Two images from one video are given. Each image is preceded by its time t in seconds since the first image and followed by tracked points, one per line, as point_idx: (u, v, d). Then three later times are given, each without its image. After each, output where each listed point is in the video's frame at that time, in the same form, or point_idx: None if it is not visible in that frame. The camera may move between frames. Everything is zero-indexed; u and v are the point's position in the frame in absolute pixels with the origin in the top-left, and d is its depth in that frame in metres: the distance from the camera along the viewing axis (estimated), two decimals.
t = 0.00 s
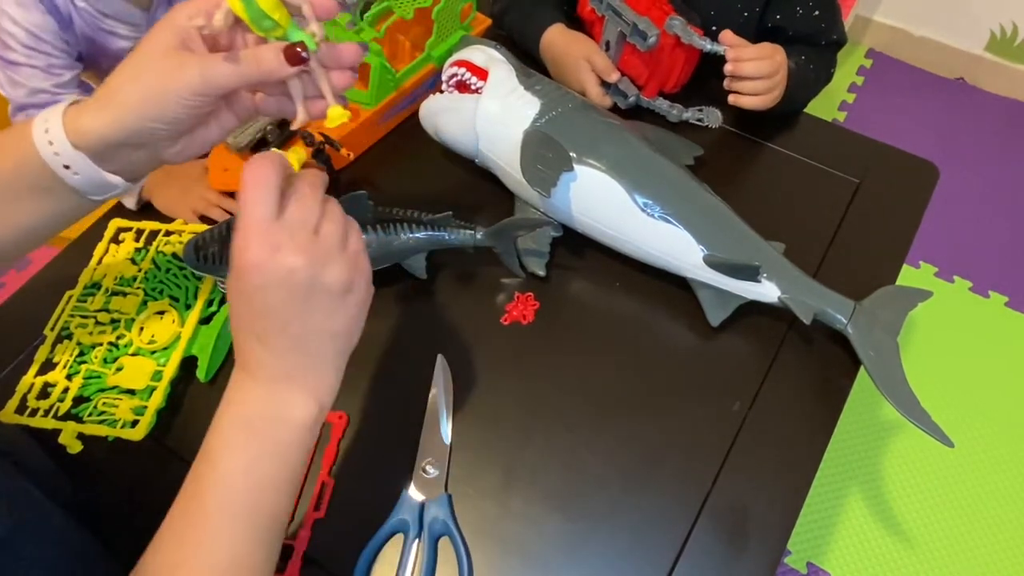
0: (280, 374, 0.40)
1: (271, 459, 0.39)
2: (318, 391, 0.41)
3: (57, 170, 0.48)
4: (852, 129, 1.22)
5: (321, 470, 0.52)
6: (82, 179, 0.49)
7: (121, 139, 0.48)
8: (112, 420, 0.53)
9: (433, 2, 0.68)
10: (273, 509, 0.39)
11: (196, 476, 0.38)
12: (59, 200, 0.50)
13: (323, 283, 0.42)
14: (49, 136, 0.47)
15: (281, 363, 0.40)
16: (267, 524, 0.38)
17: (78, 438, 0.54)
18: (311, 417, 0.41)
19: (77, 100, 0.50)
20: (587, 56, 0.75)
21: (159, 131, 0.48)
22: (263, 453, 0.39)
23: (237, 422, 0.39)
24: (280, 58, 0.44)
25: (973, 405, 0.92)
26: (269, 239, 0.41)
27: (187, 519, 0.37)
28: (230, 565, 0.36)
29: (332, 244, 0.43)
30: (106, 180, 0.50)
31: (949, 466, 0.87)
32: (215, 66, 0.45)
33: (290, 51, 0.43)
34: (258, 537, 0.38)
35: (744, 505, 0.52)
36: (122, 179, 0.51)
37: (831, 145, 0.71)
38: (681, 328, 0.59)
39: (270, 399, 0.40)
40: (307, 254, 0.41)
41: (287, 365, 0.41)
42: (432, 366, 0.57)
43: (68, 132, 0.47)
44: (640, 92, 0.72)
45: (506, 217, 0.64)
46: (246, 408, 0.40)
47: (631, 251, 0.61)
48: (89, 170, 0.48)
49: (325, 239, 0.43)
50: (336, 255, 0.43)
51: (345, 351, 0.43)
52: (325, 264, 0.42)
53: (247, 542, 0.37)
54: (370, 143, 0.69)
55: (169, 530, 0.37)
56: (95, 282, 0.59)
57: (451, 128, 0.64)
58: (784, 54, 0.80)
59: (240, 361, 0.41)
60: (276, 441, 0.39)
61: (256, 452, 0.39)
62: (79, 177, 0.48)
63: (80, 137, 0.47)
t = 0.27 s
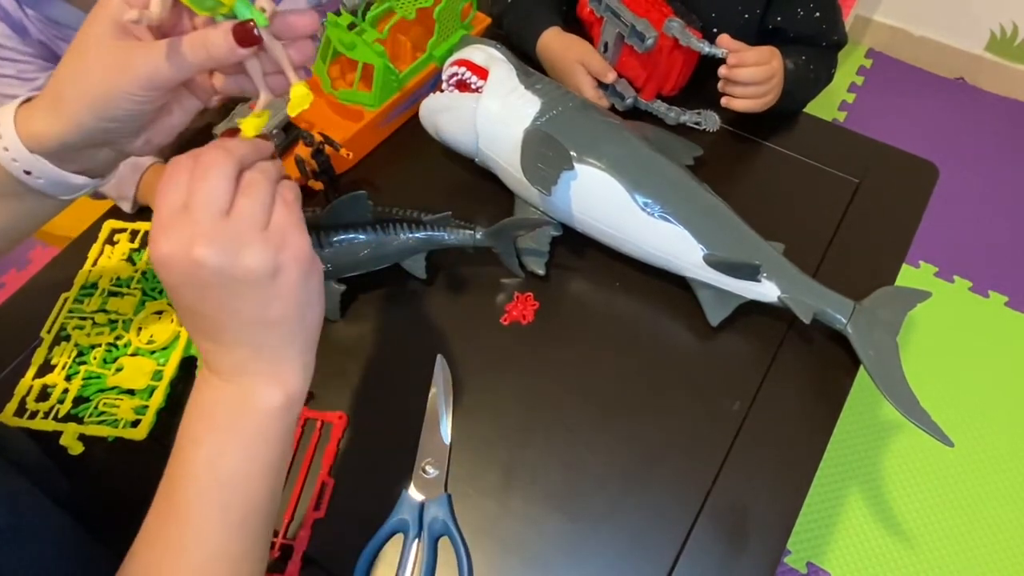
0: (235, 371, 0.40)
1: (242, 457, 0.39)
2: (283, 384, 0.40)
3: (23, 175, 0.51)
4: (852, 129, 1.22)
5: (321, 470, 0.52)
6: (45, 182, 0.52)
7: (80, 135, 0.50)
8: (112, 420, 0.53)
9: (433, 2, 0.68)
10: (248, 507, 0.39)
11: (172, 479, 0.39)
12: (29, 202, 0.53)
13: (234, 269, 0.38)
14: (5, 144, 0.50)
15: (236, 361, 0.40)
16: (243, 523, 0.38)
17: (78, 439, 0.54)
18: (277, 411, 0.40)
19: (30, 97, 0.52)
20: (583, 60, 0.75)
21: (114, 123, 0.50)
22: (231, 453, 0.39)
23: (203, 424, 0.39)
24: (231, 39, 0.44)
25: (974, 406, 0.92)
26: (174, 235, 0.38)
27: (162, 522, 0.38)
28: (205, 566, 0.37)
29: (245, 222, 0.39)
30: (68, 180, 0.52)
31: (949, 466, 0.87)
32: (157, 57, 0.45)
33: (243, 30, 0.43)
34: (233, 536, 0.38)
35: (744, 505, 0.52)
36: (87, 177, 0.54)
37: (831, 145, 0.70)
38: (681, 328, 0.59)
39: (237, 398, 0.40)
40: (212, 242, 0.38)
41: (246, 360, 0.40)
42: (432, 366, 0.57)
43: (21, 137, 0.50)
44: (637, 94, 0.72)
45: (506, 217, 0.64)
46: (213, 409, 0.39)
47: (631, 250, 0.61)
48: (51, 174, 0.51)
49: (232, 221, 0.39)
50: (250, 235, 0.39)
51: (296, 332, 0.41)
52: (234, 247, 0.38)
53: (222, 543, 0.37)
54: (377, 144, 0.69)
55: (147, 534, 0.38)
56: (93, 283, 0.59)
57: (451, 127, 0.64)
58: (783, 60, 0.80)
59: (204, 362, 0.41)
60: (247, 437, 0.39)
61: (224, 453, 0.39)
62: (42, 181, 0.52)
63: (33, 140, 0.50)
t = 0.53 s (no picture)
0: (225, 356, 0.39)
1: (237, 447, 0.38)
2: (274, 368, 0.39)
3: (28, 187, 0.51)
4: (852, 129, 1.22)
5: (321, 470, 0.52)
6: (51, 193, 0.52)
7: (87, 147, 0.50)
8: (112, 420, 0.54)
9: (434, 2, 0.68)
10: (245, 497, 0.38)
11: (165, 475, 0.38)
12: (27, 209, 0.53)
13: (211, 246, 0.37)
14: (8, 157, 0.50)
15: (224, 345, 0.39)
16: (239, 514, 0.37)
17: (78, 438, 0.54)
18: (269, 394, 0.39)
19: (28, 106, 0.52)
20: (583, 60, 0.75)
21: (115, 133, 0.50)
22: (224, 443, 0.38)
23: (194, 416, 0.38)
24: (228, 49, 0.44)
25: (973, 406, 0.92)
26: (150, 218, 0.37)
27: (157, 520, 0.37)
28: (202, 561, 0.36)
29: (222, 198, 0.38)
30: (74, 188, 0.53)
31: (949, 467, 0.88)
32: (155, 66, 0.46)
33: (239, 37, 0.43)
34: (230, 528, 0.37)
35: (743, 506, 0.52)
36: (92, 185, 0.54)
37: (831, 145, 0.71)
38: (680, 329, 0.59)
39: (226, 387, 0.39)
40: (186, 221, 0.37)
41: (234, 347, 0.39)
42: (432, 366, 0.57)
43: (24, 150, 0.50)
44: (637, 93, 0.72)
45: (505, 217, 0.64)
46: (201, 401, 0.39)
47: (631, 250, 0.61)
48: (56, 185, 0.51)
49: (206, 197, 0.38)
50: (227, 211, 0.38)
51: (282, 308, 0.40)
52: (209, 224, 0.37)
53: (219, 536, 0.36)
54: (378, 143, 0.69)
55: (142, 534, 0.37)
56: (93, 283, 0.59)
57: (450, 126, 0.64)
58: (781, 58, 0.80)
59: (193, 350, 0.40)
60: (238, 427, 0.38)
61: (217, 444, 0.38)
62: (48, 192, 0.52)
63: (38, 154, 0.50)
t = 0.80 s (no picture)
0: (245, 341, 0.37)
1: (259, 430, 0.36)
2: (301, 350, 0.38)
3: None
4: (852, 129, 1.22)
5: (321, 470, 0.52)
6: (5, 163, 0.49)
7: (47, 112, 0.48)
8: (113, 420, 0.53)
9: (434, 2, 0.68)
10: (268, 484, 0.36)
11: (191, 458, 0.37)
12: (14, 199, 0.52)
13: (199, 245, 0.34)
14: None
15: (245, 329, 0.37)
16: (263, 501, 0.36)
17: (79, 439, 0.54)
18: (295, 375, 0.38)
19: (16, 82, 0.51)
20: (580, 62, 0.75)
21: (87, 104, 0.49)
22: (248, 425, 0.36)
23: (217, 399, 0.37)
24: (210, 39, 0.44)
25: (973, 405, 0.92)
26: (145, 217, 0.35)
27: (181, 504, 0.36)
28: (224, 544, 0.35)
29: (198, 190, 0.34)
30: (30, 163, 0.49)
31: (949, 467, 0.88)
32: (133, 41, 0.45)
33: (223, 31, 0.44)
34: (254, 513, 0.36)
35: (744, 506, 0.52)
36: (46, 165, 0.50)
37: (832, 145, 0.71)
38: (681, 329, 0.59)
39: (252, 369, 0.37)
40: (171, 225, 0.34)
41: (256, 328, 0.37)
42: (433, 366, 0.57)
43: None
44: (636, 95, 0.72)
45: (506, 217, 0.64)
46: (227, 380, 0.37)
47: (632, 250, 0.61)
48: (10, 157, 0.48)
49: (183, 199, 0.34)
50: (208, 204, 0.34)
51: (294, 288, 0.37)
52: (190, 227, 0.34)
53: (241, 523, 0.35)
54: (379, 143, 0.69)
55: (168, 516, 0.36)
56: (93, 283, 0.59)
57: (451, 126, 0.64)
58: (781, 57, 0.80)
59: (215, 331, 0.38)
60: (264, 409, 0.37)
61: (237, 425, 0.36)
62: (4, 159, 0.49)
63: None
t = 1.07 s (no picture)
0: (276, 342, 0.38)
1: (283, 430, 0.37)
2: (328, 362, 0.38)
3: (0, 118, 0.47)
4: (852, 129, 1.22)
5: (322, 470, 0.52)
6: (21, 128, 0.47)
7: (65, 76, 0.46)
8: (112, 420, 0.53)
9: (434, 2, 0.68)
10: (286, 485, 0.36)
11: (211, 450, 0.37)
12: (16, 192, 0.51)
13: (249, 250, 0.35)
14: None
15: (277, 332, 0.37)
16: (282, 503, 0.36)
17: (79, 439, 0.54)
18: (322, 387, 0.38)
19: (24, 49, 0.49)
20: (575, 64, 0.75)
21: (111, 75, 0.46)
22: (274, 425, 0.37)
23: (245, 396, 0.37)
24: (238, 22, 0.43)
25: (973, 405, 0.92)
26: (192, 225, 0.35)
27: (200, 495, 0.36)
28: (240, 539, 0.35)
29: (253, 201, 0.35)
30: (48, 135, 0.48)
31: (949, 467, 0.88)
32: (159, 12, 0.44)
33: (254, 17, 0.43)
34: (270, 513, 0.36)
35: (743, 506, 0.52)
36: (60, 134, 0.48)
37: (832, 146, 0.71)
38: (681, 329, 0.59)
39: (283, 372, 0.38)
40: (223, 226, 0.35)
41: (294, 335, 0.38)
42: (432, 367, 0.57)
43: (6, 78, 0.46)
44: (636, 97, 0.72)
45: (505, 217, 0.64)
46: (258, 379, 0.38)
47: (632, 250, 0.61)
48: (26, 119, 0.47)
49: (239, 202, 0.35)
50: (261, 215, 0.35)
51: (328, 303, 0.38)
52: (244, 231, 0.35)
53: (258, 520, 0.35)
54: (379, 143, 0.69)
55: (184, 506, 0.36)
56: (93, 282, 0.59)
57: (451, 126, 0.64)
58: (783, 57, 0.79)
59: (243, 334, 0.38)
60: (290, 410, 0.37)
61: (258, 422, 0.36)
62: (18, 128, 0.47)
63: (20, 83, 0.46)
